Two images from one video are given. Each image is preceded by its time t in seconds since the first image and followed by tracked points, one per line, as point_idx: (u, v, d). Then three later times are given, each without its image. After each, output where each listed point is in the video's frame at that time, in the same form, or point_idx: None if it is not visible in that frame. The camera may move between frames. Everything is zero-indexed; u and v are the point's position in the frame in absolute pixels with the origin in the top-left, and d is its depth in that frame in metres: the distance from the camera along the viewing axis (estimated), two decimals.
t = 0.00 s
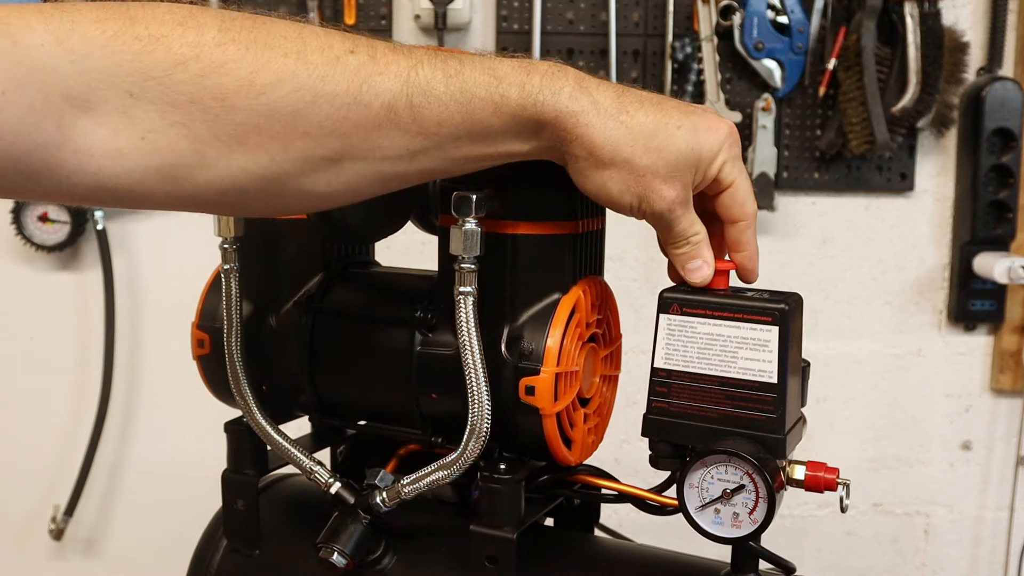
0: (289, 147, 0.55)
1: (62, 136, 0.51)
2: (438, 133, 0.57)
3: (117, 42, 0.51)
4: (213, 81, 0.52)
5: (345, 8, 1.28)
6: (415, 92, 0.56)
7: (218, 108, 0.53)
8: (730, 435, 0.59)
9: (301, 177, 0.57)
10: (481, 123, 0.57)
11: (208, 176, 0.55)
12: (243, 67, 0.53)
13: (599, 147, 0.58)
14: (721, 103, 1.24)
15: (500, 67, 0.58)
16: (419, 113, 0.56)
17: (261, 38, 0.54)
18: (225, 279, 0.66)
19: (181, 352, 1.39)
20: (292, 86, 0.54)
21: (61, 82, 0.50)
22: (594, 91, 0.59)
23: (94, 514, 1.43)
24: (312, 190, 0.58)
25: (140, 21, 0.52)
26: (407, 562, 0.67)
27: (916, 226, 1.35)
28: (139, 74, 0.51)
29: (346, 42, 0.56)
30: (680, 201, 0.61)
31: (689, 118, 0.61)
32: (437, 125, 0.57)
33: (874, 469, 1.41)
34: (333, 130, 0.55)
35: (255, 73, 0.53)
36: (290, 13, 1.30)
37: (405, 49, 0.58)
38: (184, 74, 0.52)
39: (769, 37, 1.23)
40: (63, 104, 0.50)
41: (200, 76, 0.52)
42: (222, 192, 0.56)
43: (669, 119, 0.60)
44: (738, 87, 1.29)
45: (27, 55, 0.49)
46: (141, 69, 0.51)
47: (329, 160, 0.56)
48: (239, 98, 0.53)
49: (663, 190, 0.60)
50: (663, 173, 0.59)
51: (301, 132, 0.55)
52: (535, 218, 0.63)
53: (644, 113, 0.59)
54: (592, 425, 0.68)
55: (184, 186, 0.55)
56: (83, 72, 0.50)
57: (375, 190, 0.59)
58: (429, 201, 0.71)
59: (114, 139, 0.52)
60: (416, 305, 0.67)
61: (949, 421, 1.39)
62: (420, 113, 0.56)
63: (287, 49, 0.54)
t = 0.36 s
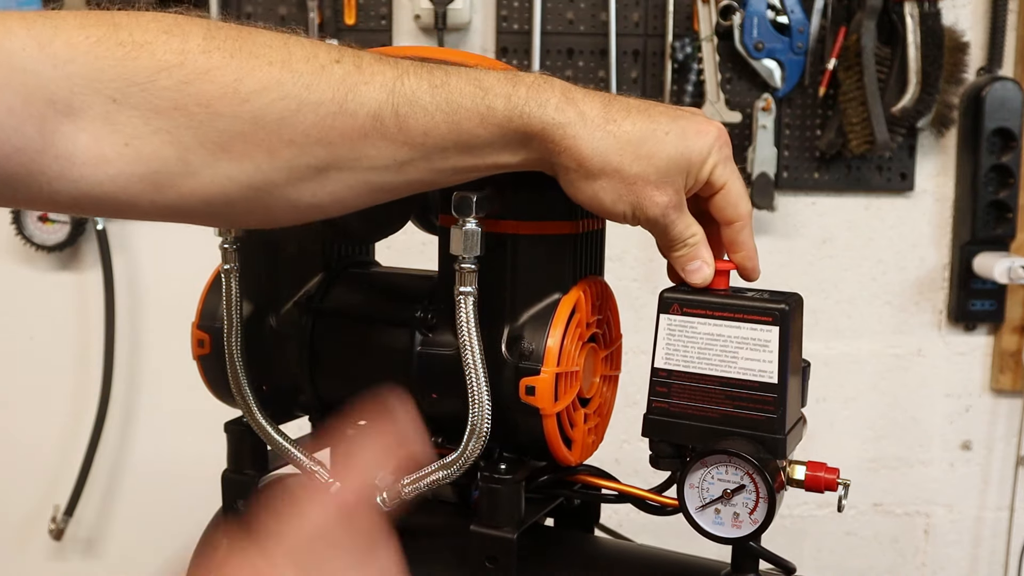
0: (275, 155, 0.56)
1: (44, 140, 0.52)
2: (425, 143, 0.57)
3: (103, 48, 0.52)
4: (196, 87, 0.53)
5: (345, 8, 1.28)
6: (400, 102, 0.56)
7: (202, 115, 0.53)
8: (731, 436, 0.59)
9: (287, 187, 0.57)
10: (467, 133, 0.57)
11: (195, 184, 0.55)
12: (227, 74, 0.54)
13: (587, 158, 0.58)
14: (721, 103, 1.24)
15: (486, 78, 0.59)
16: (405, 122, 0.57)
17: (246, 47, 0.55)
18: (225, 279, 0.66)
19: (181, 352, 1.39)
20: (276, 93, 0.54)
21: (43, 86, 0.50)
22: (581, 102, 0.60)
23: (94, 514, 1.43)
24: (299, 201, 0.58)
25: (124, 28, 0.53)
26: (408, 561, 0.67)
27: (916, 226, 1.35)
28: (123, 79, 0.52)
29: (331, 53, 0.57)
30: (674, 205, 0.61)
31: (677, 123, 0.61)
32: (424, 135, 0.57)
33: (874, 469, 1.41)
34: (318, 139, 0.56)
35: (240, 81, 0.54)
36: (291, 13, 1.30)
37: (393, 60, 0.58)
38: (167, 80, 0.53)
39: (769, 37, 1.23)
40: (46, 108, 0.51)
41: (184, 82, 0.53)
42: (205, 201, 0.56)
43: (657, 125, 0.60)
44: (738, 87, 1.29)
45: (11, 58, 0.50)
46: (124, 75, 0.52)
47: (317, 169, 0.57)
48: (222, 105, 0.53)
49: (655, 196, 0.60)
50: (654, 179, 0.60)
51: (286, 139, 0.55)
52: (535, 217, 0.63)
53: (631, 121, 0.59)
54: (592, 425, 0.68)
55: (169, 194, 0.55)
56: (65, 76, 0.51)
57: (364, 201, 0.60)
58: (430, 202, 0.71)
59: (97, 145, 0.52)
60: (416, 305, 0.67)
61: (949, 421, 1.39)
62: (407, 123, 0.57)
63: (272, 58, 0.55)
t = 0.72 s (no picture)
0: (269, 171, 0.56)
1: (49, 158, 0.52)
2: (423, 153, 0.58)
3: (103, 75, 0.53)
4: (193, 107, 0.54)
5: (345, 8, 1.28)
6: (391, 115, 0.57)
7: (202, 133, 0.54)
8: (732, 435, 0.59)
9: (283, 203, 0.58)
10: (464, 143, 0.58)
11: (193, 200, 0.56)
12: (221, 93, 0.54)
13: (579, 164, 0.58)
14: (721, 102, 1.24)
15: (476, 88, 0.59)
16: (396, 135, 0.57)
17: (241, 66, 0.56)
18: (225, 279, 0.66)
19: (181, 351, 1.39)
20: (269, 110, 0.55)
21: (46, 107, 0.51)
22: (571, 109, 0.60)
23: (94, 514, 1.43)
24: (292, 215, 0.59)
25: (122, 52, 0.54)
26: (407, 562, 0.67)
27: (916, 226, 1.35)
28: (123, 100, 0.53)
29: (322, 69, 0.58)
30: (670, 208, 0.61)
31: (669, 126, 0.61)
32: (416, 146, 0.58)
33: (874, 469, 1.41)
34: (314, 156, 0.56)
35: (233, 99, 0.55)
36: (290, 13, 1.30)
37: (383, 75, 0.59)
38: (164, 101, 0.54)
39: (769, 37, 1.23)
40: (50, 128, 0.51)
41: (185, 105, 0.54)
42: (202, 217, 0.57)
43: (649, 129, 0.60)
44: (738, 87, 1.29)
45: (16, 83, 0.50)
46: (121, 96, 0.53)
47: (311, 184, 0.57)
48: (218, 123, 0.54)
49: (651, 200, 0.60)
50: (648, 184, 0.59)
51: (280, 156, 0.56)
52: (537, 217, 0.63)
53: (622, 126, 0.59)
54: (593, 425, 0.68)
55: (170, 213, 0.56)
56: (67, 98, 0.52)
57: (361, 216, 0.60)
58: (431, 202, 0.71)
59: (99, 165, 0.53)
60: (416, 304, 0.67)
61: (949, 421, 1.39)
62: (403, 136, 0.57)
63: (266, 76, 0.56)
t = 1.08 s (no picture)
0: (263, 174, 0.55)
1: (46, 156, 0.51)
2: (413, 159, 0.58)
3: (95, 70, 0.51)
4: (187, 112, 0.53)
5: (345, 8, 1.28)
6: (383, 119, 0.56)
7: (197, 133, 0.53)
8: (732, 435, 0.59)
9: (277, 203, 0.57)
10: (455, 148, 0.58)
11: (186, 198, 0.55)
12: (216, 100, 0.53)
13: (572, 169, 0.58)
14: (721, 102, 1.24)
15: (468, 93, 0.59)
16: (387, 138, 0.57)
17: (234, 69, 0.55)
18: (226, 280, 0.66)
19: (181, 351, 1.39)
20: (263, 115, 0.54)
21: (42, 107, 0.49)
22: (565, 113, 0.60)
23: (94, 514, 1.43)
24: (288, 215, 0.58)
25: (118, 51, 0.52)
26: (407, 562, 0.67)
27: (916, 226, 1.35)
28: (119, 100, 0.51)
29: (316, 72, 0.56)
30: (664, 212, 0.61)
31: (662, 131, 0.60)
32: (408, 150, 0.57)
33: (874, 469, 1.41)
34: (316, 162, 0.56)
35: (227, 105, 0.54)
36: (290, 13, 1.30)
37: (376, 77, 0.58)
38: (157, 105, 0.52)
39: (769, 37, 1.23)
40: (46, 128, 0.50)
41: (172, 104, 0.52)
42: (197, 217, 0.56)
43: (642, 134, 0.60)
44: (738, 87, 1.29)
45: (13, 82, 0.49)
46: (111, 102, 0.51)
47: (304, 185, 0.57)
48: (212, 127, 0.53)
49: (644, 205, 0.60)
50: (641, 188, 0.59)
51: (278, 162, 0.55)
52: (537, 217, 0.63)
53: (615, 131, 0.59)
54: (592, 425, 0.68)
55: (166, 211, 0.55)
56: (65, 97, 0.50)
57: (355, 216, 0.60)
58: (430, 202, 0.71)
59: (97, 164, 0.52)
60: (416, 305, 0.67)
61: (949, 421, 1.39)
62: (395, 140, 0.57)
63: (259, 80, 0.55)
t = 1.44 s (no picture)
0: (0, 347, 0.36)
1: None
2: None
3: None
4: None
5: (345, 8, 1.28)
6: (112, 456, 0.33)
7: (54, 454, 0.28)
8: (731, 435, 0.59)
9: None
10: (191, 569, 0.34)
11: None
12: None
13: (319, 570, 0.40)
14: (721, 103, 1.24)
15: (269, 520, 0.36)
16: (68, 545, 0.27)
17: None
18: (225, 280, 0.66)
19: (181, 351, 1.39)
20: None
21: None
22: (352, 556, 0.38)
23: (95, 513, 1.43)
24: None
25: None
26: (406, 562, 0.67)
27: (916, 226, 1.35)
28: None
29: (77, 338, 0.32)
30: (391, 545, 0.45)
31: None
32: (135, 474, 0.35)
33: (874, 469, 1.41)
34: None
35: None
36: (290, 13, 1.30)
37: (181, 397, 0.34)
38: None
39: (769, 37, 1.23)
40: None
41: (39, 413, 0.27)
42: None
43: None
44: (738, 87, 1.29)
45: None
46: None
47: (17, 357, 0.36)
48: None
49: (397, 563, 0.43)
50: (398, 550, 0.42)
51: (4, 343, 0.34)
52: (537, 217, 0.63)
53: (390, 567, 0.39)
54: (592, 424, 0.68)
55: None
56: None
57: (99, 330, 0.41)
58: (429, 202, 0.71)
59: None
60: (415, 305, 0.67)
61: (949, 421, 1.39)
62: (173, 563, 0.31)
63: None
